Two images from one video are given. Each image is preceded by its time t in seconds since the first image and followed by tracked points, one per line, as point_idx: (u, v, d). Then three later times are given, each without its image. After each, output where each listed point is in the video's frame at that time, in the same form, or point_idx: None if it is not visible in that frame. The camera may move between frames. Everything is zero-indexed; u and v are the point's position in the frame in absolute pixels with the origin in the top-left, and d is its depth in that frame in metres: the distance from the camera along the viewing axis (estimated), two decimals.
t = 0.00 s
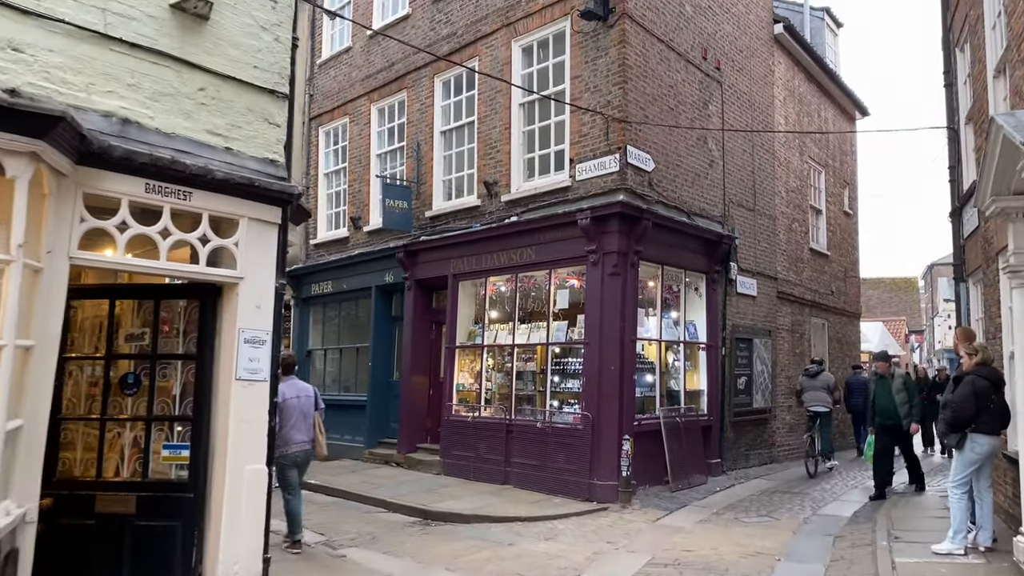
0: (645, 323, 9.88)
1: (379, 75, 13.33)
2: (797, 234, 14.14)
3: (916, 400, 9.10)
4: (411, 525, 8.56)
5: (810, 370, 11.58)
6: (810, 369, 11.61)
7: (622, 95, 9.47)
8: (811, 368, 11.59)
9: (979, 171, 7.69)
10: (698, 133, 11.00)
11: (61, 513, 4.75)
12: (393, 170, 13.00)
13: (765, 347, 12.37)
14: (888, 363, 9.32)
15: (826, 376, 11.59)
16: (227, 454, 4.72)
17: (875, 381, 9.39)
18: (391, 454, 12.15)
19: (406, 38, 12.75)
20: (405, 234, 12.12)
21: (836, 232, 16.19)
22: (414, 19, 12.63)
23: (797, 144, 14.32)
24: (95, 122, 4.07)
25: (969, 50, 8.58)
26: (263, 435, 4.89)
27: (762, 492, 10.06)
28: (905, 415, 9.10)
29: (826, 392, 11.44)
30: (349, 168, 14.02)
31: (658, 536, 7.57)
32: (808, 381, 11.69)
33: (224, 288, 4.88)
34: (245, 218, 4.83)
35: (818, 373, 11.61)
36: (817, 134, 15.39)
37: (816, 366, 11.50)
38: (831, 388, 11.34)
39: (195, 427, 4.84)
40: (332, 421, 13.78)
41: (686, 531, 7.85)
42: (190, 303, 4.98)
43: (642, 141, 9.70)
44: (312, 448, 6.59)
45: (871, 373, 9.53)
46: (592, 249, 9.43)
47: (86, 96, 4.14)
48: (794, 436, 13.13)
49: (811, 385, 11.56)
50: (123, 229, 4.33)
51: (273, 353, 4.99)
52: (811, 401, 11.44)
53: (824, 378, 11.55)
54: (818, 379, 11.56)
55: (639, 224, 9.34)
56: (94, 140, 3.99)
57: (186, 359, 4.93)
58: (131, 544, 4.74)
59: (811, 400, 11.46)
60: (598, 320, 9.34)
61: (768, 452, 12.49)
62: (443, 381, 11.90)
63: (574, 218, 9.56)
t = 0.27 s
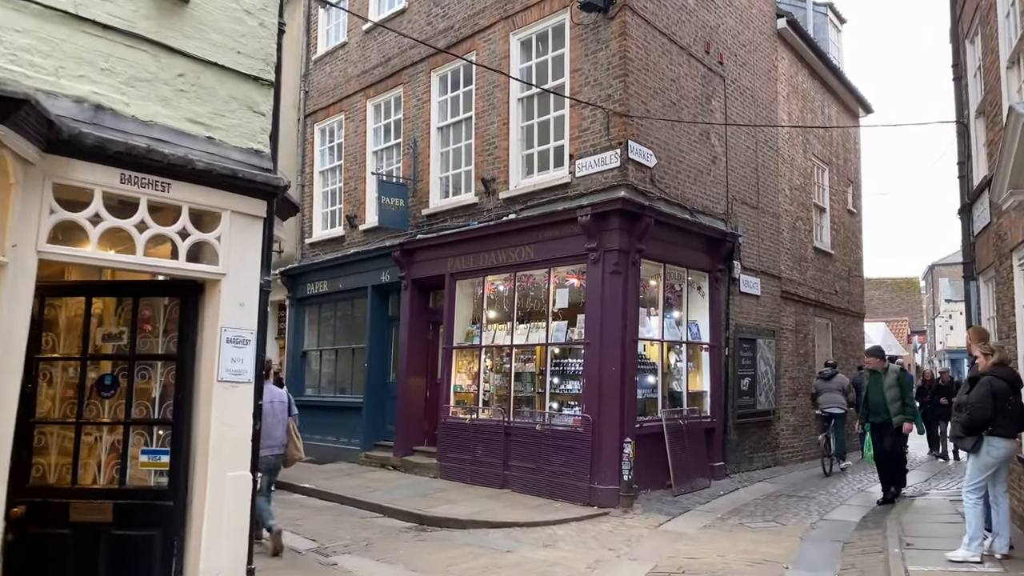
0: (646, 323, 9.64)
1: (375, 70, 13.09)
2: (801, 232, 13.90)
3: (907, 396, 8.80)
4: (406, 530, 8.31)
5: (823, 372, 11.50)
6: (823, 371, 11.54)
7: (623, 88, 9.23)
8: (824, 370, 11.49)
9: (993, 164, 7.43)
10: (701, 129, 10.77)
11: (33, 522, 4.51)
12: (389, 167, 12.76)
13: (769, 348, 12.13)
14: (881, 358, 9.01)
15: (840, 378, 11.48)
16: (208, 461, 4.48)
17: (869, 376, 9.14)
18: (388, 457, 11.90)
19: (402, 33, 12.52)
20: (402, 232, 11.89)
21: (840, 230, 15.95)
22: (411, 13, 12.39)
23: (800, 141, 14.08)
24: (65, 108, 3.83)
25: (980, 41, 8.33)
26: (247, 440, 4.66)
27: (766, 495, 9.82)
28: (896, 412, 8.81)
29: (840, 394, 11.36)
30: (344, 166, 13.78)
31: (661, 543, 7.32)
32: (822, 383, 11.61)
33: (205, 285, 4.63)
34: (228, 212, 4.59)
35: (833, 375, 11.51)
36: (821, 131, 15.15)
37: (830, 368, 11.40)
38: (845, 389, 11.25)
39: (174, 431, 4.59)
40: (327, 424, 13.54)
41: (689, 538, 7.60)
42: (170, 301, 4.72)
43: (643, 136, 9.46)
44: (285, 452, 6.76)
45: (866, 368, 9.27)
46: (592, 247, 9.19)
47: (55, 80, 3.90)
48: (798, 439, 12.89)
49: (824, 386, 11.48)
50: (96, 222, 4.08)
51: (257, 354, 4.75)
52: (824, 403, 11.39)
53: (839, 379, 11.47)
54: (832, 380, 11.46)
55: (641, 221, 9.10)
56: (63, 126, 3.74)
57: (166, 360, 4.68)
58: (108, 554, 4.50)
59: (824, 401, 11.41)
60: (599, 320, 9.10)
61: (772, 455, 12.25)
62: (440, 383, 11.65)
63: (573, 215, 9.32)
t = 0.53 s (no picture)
0: (651, 325, 9.39)
1: (374, 69, 12.87)
2: (808, 233, 13.65)
3: (903, 403, 8.23)
4: (404, 540, 8.06)
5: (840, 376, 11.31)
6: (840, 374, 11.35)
7: (627, 84, 8.99)
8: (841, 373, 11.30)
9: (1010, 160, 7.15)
10: (706, 127, 10.53)
11: (7, 537, 4.27)
12: (388, 167, 12.54)
13: (776, 351, 11.88)
14: (879, 362, 8.48)
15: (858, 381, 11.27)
16: (192, 471, 4.23)
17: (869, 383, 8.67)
18: (387, 463, 11.66)
19: (401, 31, 12.31)
20: (401, 234, 11.66)
21: (847, 231, 15.70)
22: (410, 10, 12.18)
23: (806, 140, 13.84)
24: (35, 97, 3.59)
25: (995, 34, 8.07)
26: (233, 450, 4.42)
27: (775, 503, 9.55)
28: (890, 421, 8.28)
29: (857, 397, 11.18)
30: (343, 167, 13.56)
31: (668, 553, 7.06)
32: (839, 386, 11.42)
33: (189, 285, 4.39)
34: (213, 209, 4.35)
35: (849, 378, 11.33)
36: (827, 130, 14.91)
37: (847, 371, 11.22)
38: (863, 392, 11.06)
39: (157, 440, 4.35)
40: (326, 429, 13.29)
41: (697, 547, 7.35)
42: (152, 303, 4.49)
43: (647, 133, 9.22)
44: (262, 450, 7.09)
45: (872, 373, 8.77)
46: (595, 247, 8.94)
47: (26, 68, 3.67)
48: (806, 444, 12.62)
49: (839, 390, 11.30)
50: (70, 218, 3.83)
51: (244, 359, 4.51)
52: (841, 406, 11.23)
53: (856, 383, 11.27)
54: (848, 384, 11.26)
55: (645, 221, 8.86)
56: (33, 115, 3.50)
57: (149, 365, 4.44)
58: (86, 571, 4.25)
59: (841, 405, 11.26)
60: (603, 323, 8.85)
61: (779, 460, 11.98)
62: (440, 387, 11.41)
63: (576, 215, 9.08)
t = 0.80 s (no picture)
0: (657, 325, 9.15)
1: (374, 65, 12.67)
2: (816, 231, 13.40)
3: (901, 400, 7.84)
4: (404, 547, 7.83)
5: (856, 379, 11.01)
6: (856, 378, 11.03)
7: (631, 78, 8.76)
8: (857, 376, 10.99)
9: None
10: (713, 122, 10.29)
11: None
12: (388, 165, 12.32)
13: (785, 351, 11.62)
14: (880, 359, 8.11)
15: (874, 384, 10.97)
16: (175, 480, 4.01)
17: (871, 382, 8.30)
18: (388, 467, 11.44)
19: (401, 26, 12.12)
20: (401, 233, 11.44)
21: (855, 229, 15.44)
22: (410, 5, 11.98)
23: (814, 136, 13.59)
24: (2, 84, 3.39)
25: (1012, 23, 7.81)
26: (219, 457, 4.19)
27: (786, 507, 9.29)
28: (887, 418, 7.89)
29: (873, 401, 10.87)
30: (342, 165, 13.35)
31: (676, 561, 6.82)
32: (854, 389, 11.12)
33: (172, 284, 4.17)
34: (197, 203, 4.14)
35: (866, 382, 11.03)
36: (835, 127, 14.67)
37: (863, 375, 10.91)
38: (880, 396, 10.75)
39: (138, 447, 4.12)
40: (326, 432, 13.08)
41: (706, 555, 7.10)
42: (134, 302, 4.26)
43: (653, 129, 8.98)
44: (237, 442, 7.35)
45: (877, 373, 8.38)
46: (600, 245, 8.71)
47: None
48: (814, 446, 12.36)
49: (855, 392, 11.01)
50: (42, 213, 3.62)
51: (230, 361, 4.29)
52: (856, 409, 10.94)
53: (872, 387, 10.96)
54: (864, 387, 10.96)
55: (650, 218, 8.63)
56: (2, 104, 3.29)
57: (130, 367, 4.22)
58: None
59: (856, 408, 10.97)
60: (607, 323, 8.62)
61: (788, 463, 11.72)
62: (442, 389, 11.18)
63: (580, 212, 8.84)
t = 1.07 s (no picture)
0: (666, 323, 8.90)
1: (377, 61, 12.47)
2: (828, 228, 13.12)
3: (902, 404, 7.50)
4: (407, 551, 7.62)
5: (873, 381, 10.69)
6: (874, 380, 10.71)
7: (638, 70, 8.53)
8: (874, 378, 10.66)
9: None
10: (722, 116, 10.04)
11: None
12: (391, 162, 12.13)
13: (797, 350, 11.36)
14: (880, 360, 7.77)
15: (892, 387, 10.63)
16: (157, 487, 3.80)
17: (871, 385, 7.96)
18: (392, 468, 11.23)
19: (404, 20, 11.92)
20: (404, 230, 11.23)
21: (867, 226, 15.14)
22: None
23: (825, 131, 13.32)
24: None
25: None
26: (206, 462, 3.98)
27: (799, 510, 9.03)
28: (888, 423, 7.55)
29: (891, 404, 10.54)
30: (345, 162, 13.16)
31: (686, 567, 6.58)
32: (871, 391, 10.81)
33: (155, 277, 3.98)
34: (181, 192, 3.95)
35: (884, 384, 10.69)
36: (846, 121, 14.39)
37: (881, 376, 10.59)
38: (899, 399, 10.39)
39: (118, 451, 3.93)
40: (330, 433, 12.89)
41: (718, 560, 6.86)
42: (115, 298, 4.07)
43: (661, 121, 8.74)
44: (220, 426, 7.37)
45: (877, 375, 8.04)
46: (607, 241, 8.47)
47: None
48: (827, 447, 12.08)
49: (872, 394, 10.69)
50: (13, 203, 3.44)
51: (217, 360, 4.08)
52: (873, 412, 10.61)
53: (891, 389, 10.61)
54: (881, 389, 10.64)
55: (659, 213, 8.40)
56: None
57: (111, 366, 4.03)
58: None
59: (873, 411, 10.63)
60: (615, 322, 8.38)
61: (800, 465, 11.45)
62: (446, 389, 10.97)
63: (585, 208, 8.61)
